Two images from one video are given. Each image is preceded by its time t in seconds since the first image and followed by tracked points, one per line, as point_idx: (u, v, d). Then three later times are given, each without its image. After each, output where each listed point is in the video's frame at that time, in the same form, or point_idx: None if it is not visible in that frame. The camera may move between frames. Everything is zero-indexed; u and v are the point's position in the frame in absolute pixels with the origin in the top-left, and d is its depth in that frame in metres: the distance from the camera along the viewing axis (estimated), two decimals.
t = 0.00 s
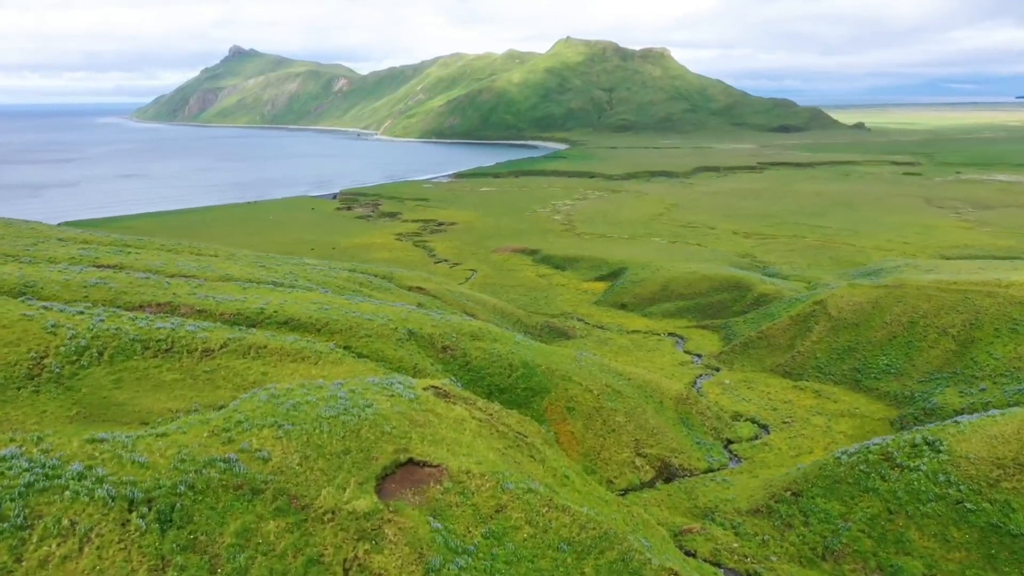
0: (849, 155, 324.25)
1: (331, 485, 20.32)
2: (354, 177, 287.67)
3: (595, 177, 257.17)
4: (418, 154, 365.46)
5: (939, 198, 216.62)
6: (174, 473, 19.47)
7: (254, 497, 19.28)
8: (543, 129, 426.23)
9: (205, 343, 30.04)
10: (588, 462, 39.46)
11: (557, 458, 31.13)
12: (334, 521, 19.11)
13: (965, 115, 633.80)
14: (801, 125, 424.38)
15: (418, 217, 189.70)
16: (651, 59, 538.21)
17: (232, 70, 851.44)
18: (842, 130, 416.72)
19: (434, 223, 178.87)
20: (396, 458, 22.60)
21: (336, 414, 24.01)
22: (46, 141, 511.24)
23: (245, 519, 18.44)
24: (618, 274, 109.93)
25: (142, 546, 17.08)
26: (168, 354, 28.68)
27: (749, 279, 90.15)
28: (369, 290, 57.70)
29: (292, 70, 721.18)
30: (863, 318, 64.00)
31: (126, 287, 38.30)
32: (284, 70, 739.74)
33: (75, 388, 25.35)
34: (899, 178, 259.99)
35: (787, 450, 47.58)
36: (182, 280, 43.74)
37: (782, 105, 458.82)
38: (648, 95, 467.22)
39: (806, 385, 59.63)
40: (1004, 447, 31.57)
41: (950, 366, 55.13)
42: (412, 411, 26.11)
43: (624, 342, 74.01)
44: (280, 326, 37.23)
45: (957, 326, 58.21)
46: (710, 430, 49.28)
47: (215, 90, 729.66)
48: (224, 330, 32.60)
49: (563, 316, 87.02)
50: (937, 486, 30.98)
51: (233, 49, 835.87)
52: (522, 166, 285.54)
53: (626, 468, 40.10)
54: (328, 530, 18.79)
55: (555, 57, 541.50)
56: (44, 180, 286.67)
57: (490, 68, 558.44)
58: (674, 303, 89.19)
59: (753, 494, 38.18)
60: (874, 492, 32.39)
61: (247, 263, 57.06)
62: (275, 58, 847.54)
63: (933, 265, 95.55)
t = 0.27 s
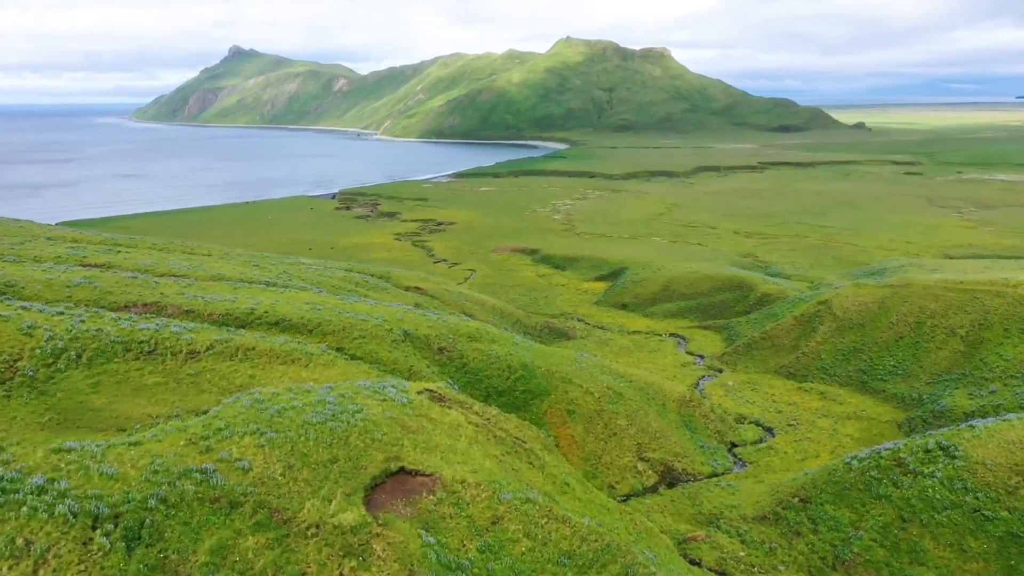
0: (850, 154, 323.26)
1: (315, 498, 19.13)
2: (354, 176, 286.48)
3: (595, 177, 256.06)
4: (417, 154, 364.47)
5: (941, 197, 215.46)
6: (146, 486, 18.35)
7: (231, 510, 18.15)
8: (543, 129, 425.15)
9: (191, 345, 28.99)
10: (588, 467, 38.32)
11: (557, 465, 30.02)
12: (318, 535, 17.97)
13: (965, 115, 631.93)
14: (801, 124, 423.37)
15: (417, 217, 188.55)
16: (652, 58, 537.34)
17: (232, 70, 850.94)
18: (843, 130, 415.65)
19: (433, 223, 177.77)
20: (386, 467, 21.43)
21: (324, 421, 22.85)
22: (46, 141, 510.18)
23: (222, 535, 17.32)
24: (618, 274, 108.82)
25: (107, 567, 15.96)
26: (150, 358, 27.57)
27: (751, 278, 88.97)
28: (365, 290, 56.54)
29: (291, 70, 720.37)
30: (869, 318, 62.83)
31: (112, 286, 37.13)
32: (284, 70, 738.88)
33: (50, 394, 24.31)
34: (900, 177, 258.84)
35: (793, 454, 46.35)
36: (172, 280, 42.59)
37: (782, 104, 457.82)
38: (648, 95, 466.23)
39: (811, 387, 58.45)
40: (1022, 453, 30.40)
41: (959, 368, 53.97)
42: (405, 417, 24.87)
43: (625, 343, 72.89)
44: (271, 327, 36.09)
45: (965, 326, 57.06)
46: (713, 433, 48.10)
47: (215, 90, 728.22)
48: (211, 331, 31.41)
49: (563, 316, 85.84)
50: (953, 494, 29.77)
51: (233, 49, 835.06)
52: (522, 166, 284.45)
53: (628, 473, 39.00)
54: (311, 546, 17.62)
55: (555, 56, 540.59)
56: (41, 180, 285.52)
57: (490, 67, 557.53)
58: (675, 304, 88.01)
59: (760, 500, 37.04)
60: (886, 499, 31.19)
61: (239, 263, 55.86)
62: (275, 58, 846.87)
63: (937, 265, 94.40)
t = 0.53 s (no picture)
0: (850, 154, 322.24)
1: (297, 511, 18.08)
2: (353, 176, 285.26)
3: (595, 176, 254.94)
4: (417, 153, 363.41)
5: (943, 196, 214.30)
6: (114, 498, 17.20)
7: (204, 526, 17.03)
8: (543, 128, 423.90)
9: (174, 347, 27.88)
10: (589, 472, 37.14)
11: (556, 471, 28.85)
12: (299, 552, 16.90)
13: (966, 115, 630.15)
14: (801, 124, 422.23)
15: (416, 216, 187.35)
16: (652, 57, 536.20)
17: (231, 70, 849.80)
18: (843, 129, 414.57)
19: (432, 222, 176.66)
20: (375, 477, 20.25)
21: (309, 427, 21.71)
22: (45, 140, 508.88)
23: (194, 553, 16.20)
24: (619, 273, 107.73)
25: None
26: (131, 361, 26.47)
27: (754, 278, 87.81)
28: (361, 290, 55.36)
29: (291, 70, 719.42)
30: (874, 318, 61.72)
31: (96, 285, 35.90)
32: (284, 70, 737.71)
33: (22, 399, 23.22)
34: (902, 177, 257.64)
35: (799, 457, 45.16)
36: (160, 279, 41.39)
37: (783, 104, 456.73)
38: (648, 94, 465.11)
39: (816, 388, 57.25)
40: None
41: (968, 369, 52.81)
42: (396, 422, 23.68)
43: (626, 343, 71.70)
44: (260, 327, 34.88)
45: (974, 326, 55.92)
46: (717, 436, 46.88)
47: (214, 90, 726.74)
48: (196, 332, 30.26)
49: (563, 316, 84.71)
50: (970, 502, 28.58)
51: (232, 49, 833.72)
52: (522, 165, 283.32)
53: (630, 478, 37.85)
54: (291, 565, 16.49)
55: (555, 55, 539.45)
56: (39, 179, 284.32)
57: (489, 67, 556.36)
58: (677, 303, 86.84)
59: (766, 506, 35.87)
60: (899, 507, 30.00)
61: (231, 262, 54.64)
62: (275, 58, 846.02)
63: (942, 264, 93.25)
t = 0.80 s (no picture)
0: (851, 153, 321.14)
1: (277, 526, 17.04)
2: (352, 175, 284.09)
3: (595, 175, 253.82)
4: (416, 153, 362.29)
5: (945, 196, 213.15)
6: (76, 514, 16.01)
7: (176, 543, 15.93)
8: (543, 128, 422.59)
9: (156, 348, 26.81)
10: (589, 477, 35.94)
11: (556, 477, 27.66)
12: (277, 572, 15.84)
13: (967, 115, 628.61)
14: (802, 123, 421.07)
15: (415, 215, 186.21)
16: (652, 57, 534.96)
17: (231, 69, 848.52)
18: (844, 128, 413.51)
19: (431, 221, 175.47)
20: (362, 488, 19.14)
21: (292, 434, 20.55)
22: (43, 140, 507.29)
23: (162, 574, 15.06)
24: (619, 273, 106.56)
25: None
26: (110, 365, 25.42)
27: (756, 277, 86.67)
28: (357, 289, 54.19)
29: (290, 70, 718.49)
30: (881, 318, 60.56)
31: (79, 283, 34.68)
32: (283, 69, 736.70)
33: None
34: (903, 176, 256.50)
35: (805, 461, 43.93)
36: (148, 277, 40.19)
37: (783, 103, 455.67)
38: (649, 94, 463.94)
39: (821, 390, 56.08)
40: None
41: (977, 371, 51.66)
42: (387, 428, 22.48)
43: (627, 344, 70.50)
44: (250, 327, 33.67)
45: (983, 326, 54.82)
46: (721, 439, 45.64)
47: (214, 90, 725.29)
48: (180, 333, 29.12)
49: (562, 316, 83.58)
50: (989, 511, 27.45)
51: (232, 49, 832.89)
52: (522, 164, 282.27)
53: (632, 483, 36.68)
54: None
55: (555, 55, 538.26)
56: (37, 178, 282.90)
57: (489, 66, 555.27)
58: (678, 303, 85.67)
59: (773, 512, 34.68)
60: (914, 514, 28.85)
61: (224, 260, 53.42)
62: (274, 58, 845.32)
63: (947, 263, 92.02)
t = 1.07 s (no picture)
0: (852, 152, 319.73)
1: (252, 544, 16.29)
2: (351, 174, 282.81)
3: (595, 174, 252.49)
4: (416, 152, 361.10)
5: (947, 195, 211.88)
6: (31, 533, 15.17)
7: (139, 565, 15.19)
8: (543, 127, 421.22)
9: (136, 350, 25.93)
10: (590, 482, 34.76)
11: (556, 484, 26.41)
12: None
13: (967, 114, 627.58)
14: (803, 122, 419.70)
15: (414, 214, 184.98)
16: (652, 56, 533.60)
17: (230, 69, 846.62)
18: (845, 128, 412.12)
19: (430, 220, 174.12)
20: (346, 500, 18.13)
21: (271, 444, 19.70)
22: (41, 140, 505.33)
23: None
24: (620, 272, 105.28)
25: None
26: (86, 369, 24.51)
27: (759, 276, 85.45)
28: (352, 289, 52.98)
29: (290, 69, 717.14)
30: (887, 318, 59.38)
31: (61, 282, 33.50)
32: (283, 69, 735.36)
33: None
34: (905, 175, 255.20)
35: (813, 465, 42.68)
36: (135, 276, 39.05)
37: (784, 103, 454.45)
38: (649, 93, 462.58)
39: (827, 391, 54.89)
40: None
41: (987, 372, 50.50)
42: (376, 435, 21.46)
43: (628, 344, 69.27)
44: (237, 327, 32.50)
45: (993, 326, 53.64)
46: (725, 441, 44.42)
47: (213, 90, 724.27)
48: (163, 333, 28.15)
49: (562, 316, 82.31)
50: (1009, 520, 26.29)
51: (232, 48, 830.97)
52: (522, 164, 281.03)
53: (634, 488, 35.55)
54: None
55: (555, 54, 537.02)
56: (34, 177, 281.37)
57: (489, 66, 553.99)
58: (680, 303, 84.44)
59: (780, 519, 33.51)
60: (930, 523, 27.68)
61: (215, 259, 52.23)
62: (274, 58, 843.59)
63: (952, 263, 90.72)
